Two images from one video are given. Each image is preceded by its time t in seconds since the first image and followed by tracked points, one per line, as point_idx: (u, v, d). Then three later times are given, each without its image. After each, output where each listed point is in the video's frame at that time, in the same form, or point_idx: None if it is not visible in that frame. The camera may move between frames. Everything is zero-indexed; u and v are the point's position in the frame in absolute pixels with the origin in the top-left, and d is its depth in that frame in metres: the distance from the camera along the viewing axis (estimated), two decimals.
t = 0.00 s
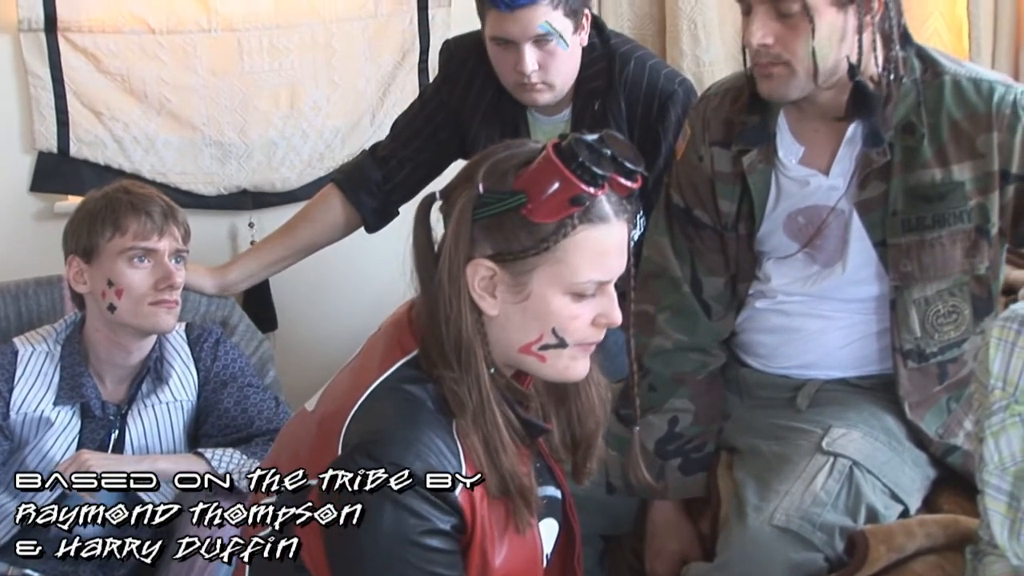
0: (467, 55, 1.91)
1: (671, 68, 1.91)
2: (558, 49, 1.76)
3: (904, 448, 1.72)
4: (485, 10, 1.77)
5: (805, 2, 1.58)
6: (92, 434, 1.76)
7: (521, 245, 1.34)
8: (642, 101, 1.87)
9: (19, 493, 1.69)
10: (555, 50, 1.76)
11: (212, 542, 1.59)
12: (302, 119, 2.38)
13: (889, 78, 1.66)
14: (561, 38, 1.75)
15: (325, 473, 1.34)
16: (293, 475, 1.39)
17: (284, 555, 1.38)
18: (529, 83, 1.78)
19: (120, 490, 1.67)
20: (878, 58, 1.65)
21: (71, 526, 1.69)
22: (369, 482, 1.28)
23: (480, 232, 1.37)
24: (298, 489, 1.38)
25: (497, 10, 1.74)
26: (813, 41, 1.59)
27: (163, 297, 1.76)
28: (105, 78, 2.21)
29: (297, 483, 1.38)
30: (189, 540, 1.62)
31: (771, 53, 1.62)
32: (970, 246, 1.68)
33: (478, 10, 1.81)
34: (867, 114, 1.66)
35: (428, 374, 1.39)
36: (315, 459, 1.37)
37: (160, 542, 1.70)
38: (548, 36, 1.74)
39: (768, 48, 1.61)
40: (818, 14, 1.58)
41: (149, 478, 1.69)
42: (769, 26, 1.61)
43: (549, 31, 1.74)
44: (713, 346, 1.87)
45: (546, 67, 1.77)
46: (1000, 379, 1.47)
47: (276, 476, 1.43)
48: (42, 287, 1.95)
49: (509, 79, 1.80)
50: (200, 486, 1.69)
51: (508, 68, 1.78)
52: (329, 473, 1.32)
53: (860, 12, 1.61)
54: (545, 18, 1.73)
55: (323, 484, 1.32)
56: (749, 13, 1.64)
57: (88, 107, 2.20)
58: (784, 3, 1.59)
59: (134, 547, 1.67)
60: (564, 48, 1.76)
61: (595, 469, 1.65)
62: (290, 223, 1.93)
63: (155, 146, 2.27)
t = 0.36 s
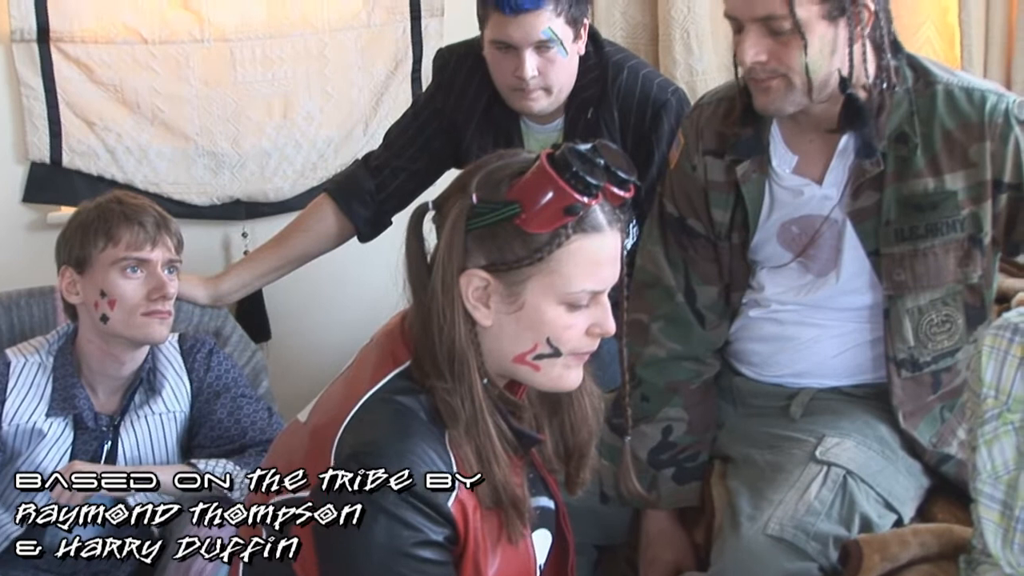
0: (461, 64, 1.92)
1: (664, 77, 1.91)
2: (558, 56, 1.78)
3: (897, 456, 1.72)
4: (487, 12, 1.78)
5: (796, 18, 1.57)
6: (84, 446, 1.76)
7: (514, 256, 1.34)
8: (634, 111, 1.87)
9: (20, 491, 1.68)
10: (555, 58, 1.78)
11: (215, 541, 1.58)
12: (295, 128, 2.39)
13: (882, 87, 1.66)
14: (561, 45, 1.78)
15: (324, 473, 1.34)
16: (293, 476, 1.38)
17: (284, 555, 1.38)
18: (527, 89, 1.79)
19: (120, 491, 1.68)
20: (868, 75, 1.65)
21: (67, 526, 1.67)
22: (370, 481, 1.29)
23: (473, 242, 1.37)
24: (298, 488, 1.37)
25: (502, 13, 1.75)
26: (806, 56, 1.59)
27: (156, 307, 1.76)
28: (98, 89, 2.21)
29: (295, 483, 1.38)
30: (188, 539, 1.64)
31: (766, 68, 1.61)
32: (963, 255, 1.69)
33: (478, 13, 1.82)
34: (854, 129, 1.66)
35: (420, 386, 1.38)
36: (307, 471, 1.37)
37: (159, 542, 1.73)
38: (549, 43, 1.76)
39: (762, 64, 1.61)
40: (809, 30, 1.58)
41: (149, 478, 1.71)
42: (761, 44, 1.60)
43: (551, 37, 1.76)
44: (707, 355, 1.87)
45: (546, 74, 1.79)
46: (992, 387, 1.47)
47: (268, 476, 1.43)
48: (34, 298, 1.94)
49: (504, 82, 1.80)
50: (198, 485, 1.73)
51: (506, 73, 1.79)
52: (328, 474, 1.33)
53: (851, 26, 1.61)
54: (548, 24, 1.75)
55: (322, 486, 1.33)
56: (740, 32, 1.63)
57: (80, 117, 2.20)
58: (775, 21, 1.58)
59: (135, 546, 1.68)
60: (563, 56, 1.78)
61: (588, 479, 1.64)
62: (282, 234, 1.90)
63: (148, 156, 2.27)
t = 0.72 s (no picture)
0: (438, 85, 1.93)
1: (642, 97, 1.91)
2: (543, 81, 1.79)
3: (877, 474, 1.73)
4: (472, 36, 1.78)
5: (762, 47, 1.58)
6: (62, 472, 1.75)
7: (494, 277, 1.35)
8: (613, 131, 1.88)
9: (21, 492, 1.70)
10: (540, 83, 1.79)
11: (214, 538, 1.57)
12: (274, 151, 2.39)
13: (854, 108, 1.67)
14: (547, 71, 1.79)
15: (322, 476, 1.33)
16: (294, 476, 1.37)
17: (285, 555, 1.34)
18: (512, 114, 1.80)
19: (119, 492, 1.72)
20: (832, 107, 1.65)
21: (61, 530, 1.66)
22: (369, 482, 1.31)
23: (451, 264, 1.37)
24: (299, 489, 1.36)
25: (491, 38, 1.75)
26: (773, 86, 1.59)
27: (135, 331, 1.75)
28: (76, 113, 2.20)
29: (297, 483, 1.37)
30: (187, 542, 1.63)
31: (735, 95, 1.62)
32: (939, 272, 1.70)
33: (460, 38, 1.82)
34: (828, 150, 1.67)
35: (399, 408, 1.39)
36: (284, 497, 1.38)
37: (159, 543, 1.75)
38: (536, 69, 1.77)
39: (731, 92, 1.62)
40: (776, 57, 1.58)
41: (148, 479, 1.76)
42: (730, 71, 1.61)
43: (538, 63, 1.77)
44: (687, 374, 1.87)
45: (531, 98, 1.79)
46: (970, 404, 1.48)
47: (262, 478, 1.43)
48: (11, 324, 1.94)
49: (486, 103, 1.81)
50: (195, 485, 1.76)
51: (490, 97, 1.80)
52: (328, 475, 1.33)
53: (816, 50, 1.60)
54: (536, 51, 1.76)
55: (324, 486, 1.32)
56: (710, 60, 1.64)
57: (58, 141, 2.20)
58: (742, 49, 1.59)
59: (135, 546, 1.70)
60: (548, 81, 1.79)
61: (567, 500, 1.65)
62: (261, 256, 1.90)
63: (126, 179, 2.27)
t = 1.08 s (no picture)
0: (424, 99, 1.93)
1: (627, 111, 1.92)
2: (534, 98, 1.80)
3: (861, 487, 1.73)
4: (464, 54, 1.78)
5: (737, 74, 1.59)
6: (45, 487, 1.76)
7: (480, 291, 1.35)
8: (598, 145, 1.88)
9: (18, 493, 1.74)
10: (531, 100, 1.79)
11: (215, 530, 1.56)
12: (260, 164, 2.38)
13: (834, 125, 1.68)
14: (539, 88, 1.80)
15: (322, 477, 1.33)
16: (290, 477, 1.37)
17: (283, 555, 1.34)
18: (503, 131, 1.81)
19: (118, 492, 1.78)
20: (813, 125, 1.66)
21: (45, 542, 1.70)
22: (370, 482, 1.33)
23: (437, 277, 1.37)
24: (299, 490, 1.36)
25: (485, 58, 1.75)
26: (750, 113, 1.61)
27: (118, 345, 1.74)
28: (60, 126, 2.20)
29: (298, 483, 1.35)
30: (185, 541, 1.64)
31: (716, 121, 1.63)
32: (923, 285, 1.70)
33: (450, 55, 1.82)
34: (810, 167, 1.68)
35: (382, 421, 1.39)
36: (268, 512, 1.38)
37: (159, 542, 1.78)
38: (528, 87, 1.78)
39: (712, 118, 1.63)
40: (751, 84, 1.59)
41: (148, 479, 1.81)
42: (710, 98, 1.62)
43: (531, 81, 1.78)
44: (671, 388, 1.88)
45: (523, 116, 1.80)
46: (953, 418, 1.48)
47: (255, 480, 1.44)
48: None
49: (477, 120, 1.81)
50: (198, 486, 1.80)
51: (481, 114, 1.80)
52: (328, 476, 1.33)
53: (793, 73, 1.61)
54: (529, 69, 1.77)
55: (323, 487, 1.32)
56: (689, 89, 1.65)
57: (42, 154, 2.19)
58: (719, 78, 1.60)
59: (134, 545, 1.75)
60: (539, 98, 1.80)
61: (551, 514, 1.65)
62: (246, 270, 1.90)
63: (111, 193, 2.27)
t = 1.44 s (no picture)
0: (411, 112, 1.94)
1: (615, 123, 1.92)
2: (523, 113, 1.80)
3: (849, 499, 1.73)
4: (454, 68, 1.78)
5: (720, 98, 1.61)
6: (33, 497, 1.76)
7: (468, 302, 1.36)
8: (586, 156, 1.88)
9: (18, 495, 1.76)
10: (521, 114, 1.80)
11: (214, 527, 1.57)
12: (248, 176, 2.39)
13: (820, 141, 1.70)
14: (528, 103, 1.80)
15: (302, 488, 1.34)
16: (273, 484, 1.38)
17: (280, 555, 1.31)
18: (492, 146, 1.81)
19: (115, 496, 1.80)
20: (796, 139, 1.69)
21: (30, 557, 1.68)
22: (370, 482, 1.34)
23: (425, 288, 1.38)
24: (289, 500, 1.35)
25: (476, 72, 1.76)
26: (736, 136, 1.63)
27: (105, 357, 1.74)
28: (48, 138, 2.20)
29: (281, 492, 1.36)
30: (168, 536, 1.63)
31: (703, 143, 1.66)
32: (911, 297, 1.70)
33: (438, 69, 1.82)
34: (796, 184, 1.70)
35: (369, 434, 1.39)
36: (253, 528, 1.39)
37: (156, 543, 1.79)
38: (518, 101, 1.78)
39: (699, 140, 1.65)
40: (735, 106, 1.62)
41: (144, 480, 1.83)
42: (698, 122, 1.64)
43: (520, 96, 1.78)
44: (659, 400, 1.88)
45: (512, 130, 1.80)
46: (940, 430, 1.48)
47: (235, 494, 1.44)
48: None
49: (467, 136, 1.81)
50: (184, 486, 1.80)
51: (471, 129, 1.80)
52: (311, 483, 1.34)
53: (777, 92, 1.63)
54: (518, 84, 1.78)
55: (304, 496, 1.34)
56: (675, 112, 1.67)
57: (31, 166, 2.19)
58: (704, 102, 1.62)
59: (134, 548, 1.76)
60: (529, 113, 1.81)
61: (539, 526, 1.64)
62: (234, 282, 1.90)
63: (99, 205, 2.26)
